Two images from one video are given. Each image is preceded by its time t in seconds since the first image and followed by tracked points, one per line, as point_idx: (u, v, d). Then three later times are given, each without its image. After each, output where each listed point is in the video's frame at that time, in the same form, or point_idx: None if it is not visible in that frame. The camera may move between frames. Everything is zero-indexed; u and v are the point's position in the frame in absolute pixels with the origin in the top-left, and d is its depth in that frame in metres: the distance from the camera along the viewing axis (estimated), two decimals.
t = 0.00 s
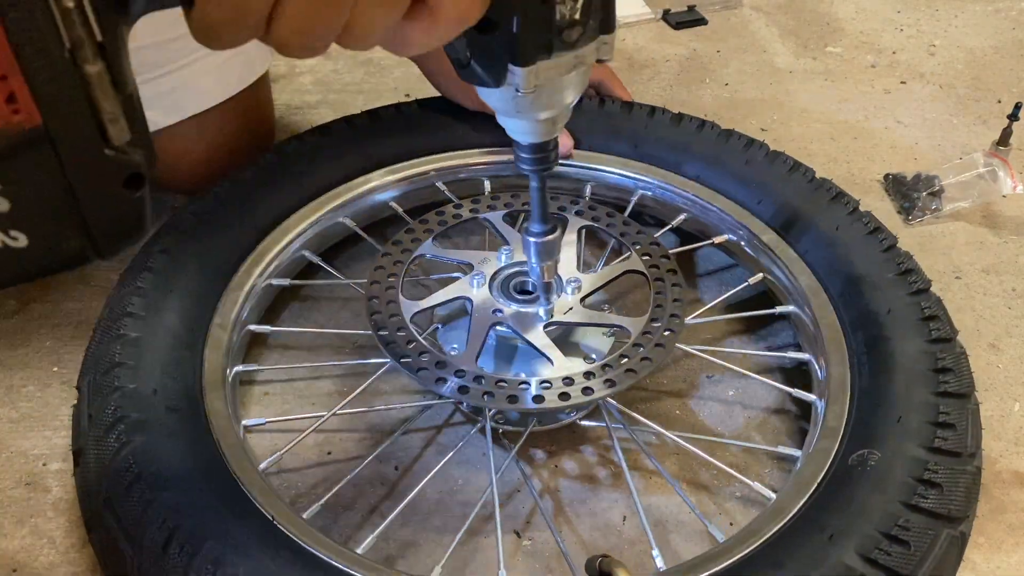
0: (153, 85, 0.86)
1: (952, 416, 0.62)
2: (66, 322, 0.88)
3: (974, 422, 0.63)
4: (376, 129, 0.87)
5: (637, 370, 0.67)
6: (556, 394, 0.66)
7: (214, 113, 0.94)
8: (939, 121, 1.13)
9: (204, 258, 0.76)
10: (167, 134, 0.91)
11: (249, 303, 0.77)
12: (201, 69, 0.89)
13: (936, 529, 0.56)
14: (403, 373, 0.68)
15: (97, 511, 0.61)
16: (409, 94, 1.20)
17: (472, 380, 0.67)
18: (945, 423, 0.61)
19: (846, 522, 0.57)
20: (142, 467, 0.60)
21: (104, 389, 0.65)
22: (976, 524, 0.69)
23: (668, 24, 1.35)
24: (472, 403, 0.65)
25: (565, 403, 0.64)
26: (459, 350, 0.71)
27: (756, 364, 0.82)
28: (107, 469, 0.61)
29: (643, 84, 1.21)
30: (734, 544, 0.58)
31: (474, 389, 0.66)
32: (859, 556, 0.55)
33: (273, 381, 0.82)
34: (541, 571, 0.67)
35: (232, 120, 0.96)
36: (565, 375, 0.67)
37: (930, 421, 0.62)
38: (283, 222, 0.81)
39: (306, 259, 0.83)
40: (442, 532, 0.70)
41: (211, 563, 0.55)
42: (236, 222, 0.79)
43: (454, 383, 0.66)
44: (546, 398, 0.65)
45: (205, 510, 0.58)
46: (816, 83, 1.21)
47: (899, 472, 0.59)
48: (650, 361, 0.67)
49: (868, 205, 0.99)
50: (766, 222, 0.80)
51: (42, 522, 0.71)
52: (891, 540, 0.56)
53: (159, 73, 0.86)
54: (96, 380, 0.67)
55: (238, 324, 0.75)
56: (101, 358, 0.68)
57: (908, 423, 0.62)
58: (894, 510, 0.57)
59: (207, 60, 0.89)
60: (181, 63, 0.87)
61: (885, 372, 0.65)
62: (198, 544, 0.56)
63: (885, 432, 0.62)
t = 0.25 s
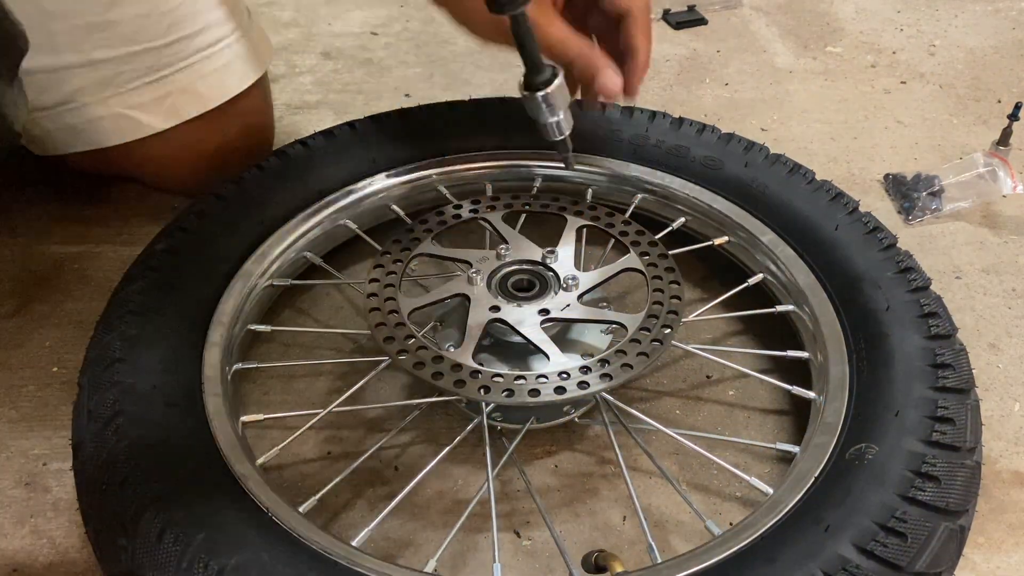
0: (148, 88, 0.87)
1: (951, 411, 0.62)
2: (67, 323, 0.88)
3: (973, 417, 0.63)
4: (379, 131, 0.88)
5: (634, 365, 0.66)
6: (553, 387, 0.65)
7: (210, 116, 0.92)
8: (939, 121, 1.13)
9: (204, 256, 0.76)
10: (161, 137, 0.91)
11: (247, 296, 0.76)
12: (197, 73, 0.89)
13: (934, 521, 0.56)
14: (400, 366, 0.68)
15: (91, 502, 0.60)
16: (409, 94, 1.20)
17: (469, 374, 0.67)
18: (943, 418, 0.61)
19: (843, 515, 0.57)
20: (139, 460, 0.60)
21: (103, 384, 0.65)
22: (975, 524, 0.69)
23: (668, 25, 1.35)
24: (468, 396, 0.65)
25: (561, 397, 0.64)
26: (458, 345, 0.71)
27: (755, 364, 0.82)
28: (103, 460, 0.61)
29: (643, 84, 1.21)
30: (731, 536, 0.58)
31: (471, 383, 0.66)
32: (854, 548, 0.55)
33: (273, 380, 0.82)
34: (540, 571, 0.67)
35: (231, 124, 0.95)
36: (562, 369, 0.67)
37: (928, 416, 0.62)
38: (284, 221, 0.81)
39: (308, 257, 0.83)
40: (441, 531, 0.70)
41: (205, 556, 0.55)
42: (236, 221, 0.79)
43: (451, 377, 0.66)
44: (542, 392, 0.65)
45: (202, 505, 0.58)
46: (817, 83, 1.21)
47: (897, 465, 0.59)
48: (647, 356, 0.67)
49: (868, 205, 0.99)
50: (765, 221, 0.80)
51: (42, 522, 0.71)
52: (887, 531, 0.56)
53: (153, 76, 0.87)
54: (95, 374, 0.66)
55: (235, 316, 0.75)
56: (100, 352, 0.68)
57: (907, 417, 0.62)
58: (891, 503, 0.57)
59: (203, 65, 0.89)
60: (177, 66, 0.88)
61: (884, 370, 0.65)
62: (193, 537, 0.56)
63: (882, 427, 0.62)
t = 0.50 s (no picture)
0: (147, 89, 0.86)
1: (950, 410, 0.62)
2: (66, 323, 0.88)
3: (973, 416, 0.63)
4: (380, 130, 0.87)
5: (634, 365, 0.66)
6: (552, 388, 0.65)
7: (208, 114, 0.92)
8: (939, 121, 1.13)
9: (204, 255, 0.76)
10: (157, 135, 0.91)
11: (247, 296, 0.76)
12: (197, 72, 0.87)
13: (934, 521, 0.56)
14: (399, 365, 0.67)
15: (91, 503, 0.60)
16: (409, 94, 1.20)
17: (469, 374, 0.67)
18: (943, 418, 0.61)
19: (843, 516, 0.57)
20: (139, 459, 0.60)
21: (103, 386, 0.65)
22: (975, 523, 0.69)
23: (668, 25, 1.35)
24: (467, 396, 0.65)
25: (561, 397, 0.64)
26: (458, 345, 0.71)
27: (755, 364, 0.82)
28: (102, 461, 0.61)
29: (643, 84, 1.21)
30: (731, 536, 0.58)
31: (471, 383, 0.66)
32: (854, 548, 0.55)
33: (272, 381, 0.82)
34: (540, 571, 0.67)
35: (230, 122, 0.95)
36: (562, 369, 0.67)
37: (928, 416, 0.62)
38: (284, 220, 0.81)
39: (309, 257, 0.83)
40: (441, 531, 0.70)
41: (205, 555, 0.55)
42: (235, 221, 0.79)
43: (451, 378, 0.66)
44: (541, 392, 0.65)
45: (202, 505, 0.58)
46: (816, 83, 1.21)
47: (897, 465, 0.59)
48: (646, 356, 0.67)
49: (868, 205, 0.99)
50: (765, 219, 0.80)
51: (42, 522, 0.71)
52: (887, 531, 0.56)
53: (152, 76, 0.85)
54: (95, 375, 0.66)
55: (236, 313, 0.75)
56: (100, 353, 0.68)
57: (907, 417, 0.62)
58: (891, 503, 0.57)
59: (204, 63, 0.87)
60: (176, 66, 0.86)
61: (884, 370, 0.65)
62: (192, 535, 0.56)
63: (882, 426, 0.62)
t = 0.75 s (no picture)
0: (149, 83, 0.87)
1: (950, 419, 0.62)
2: (66, 323, 0.88)
3: (973, 425, 0.63)
4: (379, 127, 0.87)
5: (633, 372, 0.66)
6: (550, 394, 0.65)
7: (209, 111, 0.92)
8: (939, 121, 1.13)
9: (204, 256, 0.75)
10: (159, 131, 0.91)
11: (246, 299, 0.76)
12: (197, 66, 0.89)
13: (930, 534, 0.56)
14: (399, 369, 0.67)
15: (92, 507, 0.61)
16: (409, 94, 1.20)
17: (468, 379, 0.67)
18: (943, 426, 0.61)
19: (839, 526, 0.57)
20: (138, 464, 0.60)
21: (103, 388, 0.65)
22: (975, 524, 0.69)
23: (668, 24, 1.35)
24: (466, 402, 0.65)
25: (559, 403, 0.64)
26: (457, 348, 0.71)
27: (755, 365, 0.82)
28: (102, 464, 0.61)
29: (643, 84, 1.21)
30: (728, 544, 0.58)
31: (470, 388, 0.66)
32: (849, 559, 0.55)
33: (272, 381, 0.82)
34: (540, 572, 0.67)
35: (230, 118, 0.95)
36: (561, 375, 0.67)
37: (928, 424, 0.62)
38: (283, 221, 0.81)
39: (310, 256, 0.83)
40: (442, 532, 0.70)
41: (203, 560, 0.55)
42: (235, 221, 0.79)
43: (450, 382, 0.66)
44: (540, 399, 0.65)
45: (202, 509, 0.58)
46: (817, 83, 1.21)
47: (894, 475, 0.59)
48: (646, 362, 0.67)
49: (868, 204, 0.99)
50: (767, 220, 0.80)
51: (42, 522, 0.71)
52: (883, 543, 0.55)
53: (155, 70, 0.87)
54: (95, 377, 0.66)
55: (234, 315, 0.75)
56: (100, 355, 0.68)
57: (906, 425, 0.62)
58: (888, 514, 0.57)
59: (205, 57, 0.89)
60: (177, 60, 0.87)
61: (884, 375, 0.65)
62: (191, 542, 0.56)
63: (881, 434, 0.62)
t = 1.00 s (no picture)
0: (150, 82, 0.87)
1: (949, 409, 0.62)
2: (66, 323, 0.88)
3: (972, 415, 0.63)
4: (377, 129, 0.87)
5: (632, 366, 0.66)
6: (550, 390, 0.65)
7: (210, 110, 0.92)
8: (939, 121, 1.13)
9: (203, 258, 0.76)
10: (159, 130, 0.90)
11: (246, 298, 0.76)
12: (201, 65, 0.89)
13: (933, 522, 0.56)
14: (398, 367, 0.68)
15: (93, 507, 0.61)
16: (409, 94, 1.20)
17: (467, 376, 0.67)
18: (942, 417, 0.61)
19: (840, 516, 0.57)
20: (137, 466, 0.60)
21: (103, 390, 0.65)
22: (975, 523, 0.69)
23: (668, 25, 1.35)
24: (466, 399, 0.65)
25: (559, 399, 0.64)
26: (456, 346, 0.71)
27: (756, 363, 0.82)
28: (103, 465, 0.61)
29: (643, 84, 1.21)
30: (730, 537, 0.58)
31: (469, 385, 0.66)
32: (851, 550, 0.55)
33: (273, 381, 0.82)
34: (540, 571, 0.67)
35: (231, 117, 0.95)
36: (560, 371, 0.67)
37: (927, 415, 0.62)
38: (283, 223, 0.81)
39: (308, 259, 0.83)
40: (441, 532, 0.70)
41: (204, 560, 0.55)
42: (236, 223, 0.79)
43: (450, 380, 0.66)
44: (540, 395, 0.65)
45: (202, 510, 0.58)
46: (816, 83, 1.21)
47: (896, 465, 0.59)
48: (645, 357, 0.67)
49: (868, 204, 0.99)
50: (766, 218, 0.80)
51: (42, 522, 0.71)
52: (885, 532, 0.56)
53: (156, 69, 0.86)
54: (95, 378, 0.67)
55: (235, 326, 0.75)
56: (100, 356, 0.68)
57: (906, 416, 0.62)
58: (890, 504, 0.57)
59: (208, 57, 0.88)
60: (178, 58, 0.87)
61: (883, 368, 0.65)
62: (191, 542, 0.56)
63: (881, 426, 0.62)
